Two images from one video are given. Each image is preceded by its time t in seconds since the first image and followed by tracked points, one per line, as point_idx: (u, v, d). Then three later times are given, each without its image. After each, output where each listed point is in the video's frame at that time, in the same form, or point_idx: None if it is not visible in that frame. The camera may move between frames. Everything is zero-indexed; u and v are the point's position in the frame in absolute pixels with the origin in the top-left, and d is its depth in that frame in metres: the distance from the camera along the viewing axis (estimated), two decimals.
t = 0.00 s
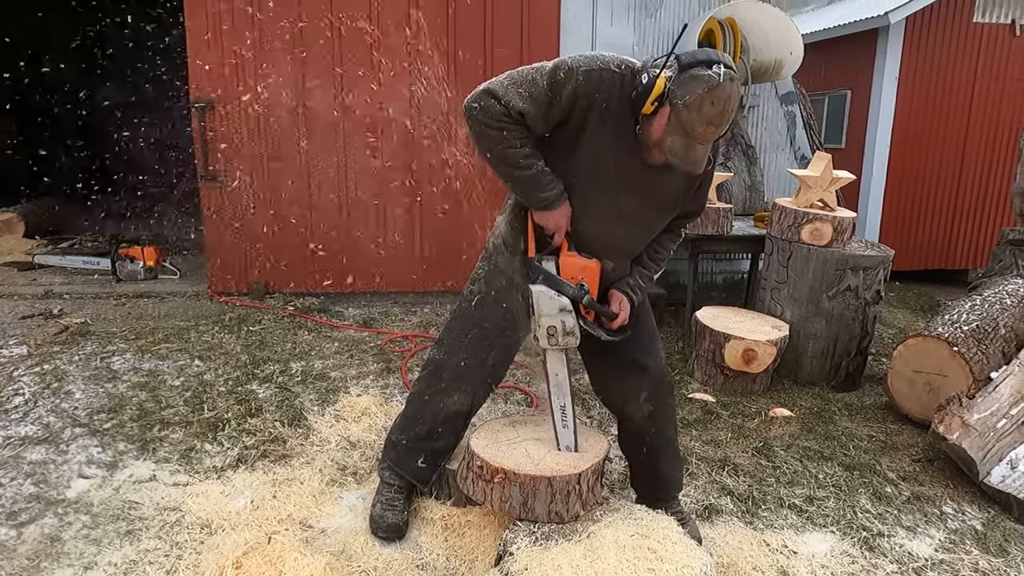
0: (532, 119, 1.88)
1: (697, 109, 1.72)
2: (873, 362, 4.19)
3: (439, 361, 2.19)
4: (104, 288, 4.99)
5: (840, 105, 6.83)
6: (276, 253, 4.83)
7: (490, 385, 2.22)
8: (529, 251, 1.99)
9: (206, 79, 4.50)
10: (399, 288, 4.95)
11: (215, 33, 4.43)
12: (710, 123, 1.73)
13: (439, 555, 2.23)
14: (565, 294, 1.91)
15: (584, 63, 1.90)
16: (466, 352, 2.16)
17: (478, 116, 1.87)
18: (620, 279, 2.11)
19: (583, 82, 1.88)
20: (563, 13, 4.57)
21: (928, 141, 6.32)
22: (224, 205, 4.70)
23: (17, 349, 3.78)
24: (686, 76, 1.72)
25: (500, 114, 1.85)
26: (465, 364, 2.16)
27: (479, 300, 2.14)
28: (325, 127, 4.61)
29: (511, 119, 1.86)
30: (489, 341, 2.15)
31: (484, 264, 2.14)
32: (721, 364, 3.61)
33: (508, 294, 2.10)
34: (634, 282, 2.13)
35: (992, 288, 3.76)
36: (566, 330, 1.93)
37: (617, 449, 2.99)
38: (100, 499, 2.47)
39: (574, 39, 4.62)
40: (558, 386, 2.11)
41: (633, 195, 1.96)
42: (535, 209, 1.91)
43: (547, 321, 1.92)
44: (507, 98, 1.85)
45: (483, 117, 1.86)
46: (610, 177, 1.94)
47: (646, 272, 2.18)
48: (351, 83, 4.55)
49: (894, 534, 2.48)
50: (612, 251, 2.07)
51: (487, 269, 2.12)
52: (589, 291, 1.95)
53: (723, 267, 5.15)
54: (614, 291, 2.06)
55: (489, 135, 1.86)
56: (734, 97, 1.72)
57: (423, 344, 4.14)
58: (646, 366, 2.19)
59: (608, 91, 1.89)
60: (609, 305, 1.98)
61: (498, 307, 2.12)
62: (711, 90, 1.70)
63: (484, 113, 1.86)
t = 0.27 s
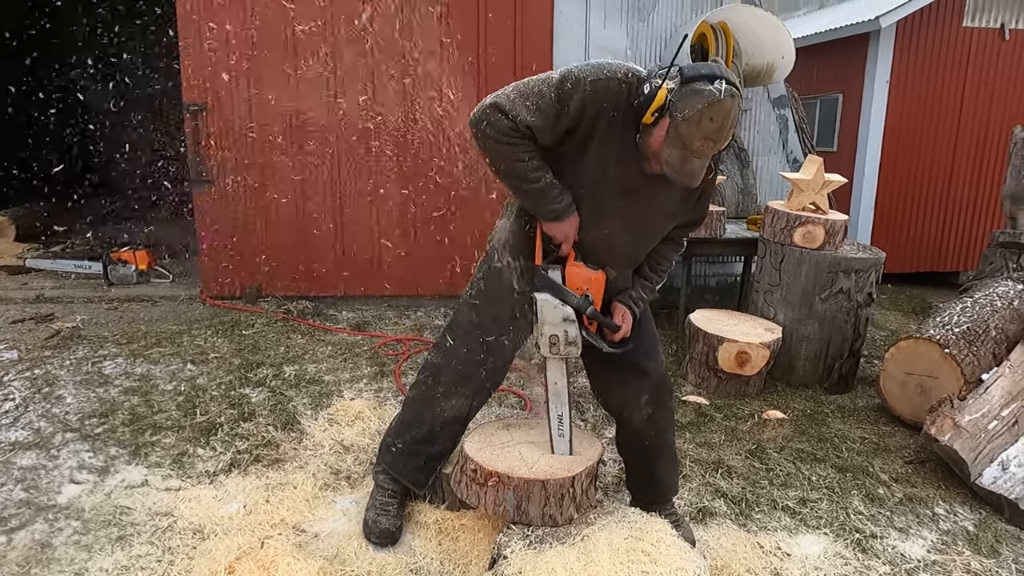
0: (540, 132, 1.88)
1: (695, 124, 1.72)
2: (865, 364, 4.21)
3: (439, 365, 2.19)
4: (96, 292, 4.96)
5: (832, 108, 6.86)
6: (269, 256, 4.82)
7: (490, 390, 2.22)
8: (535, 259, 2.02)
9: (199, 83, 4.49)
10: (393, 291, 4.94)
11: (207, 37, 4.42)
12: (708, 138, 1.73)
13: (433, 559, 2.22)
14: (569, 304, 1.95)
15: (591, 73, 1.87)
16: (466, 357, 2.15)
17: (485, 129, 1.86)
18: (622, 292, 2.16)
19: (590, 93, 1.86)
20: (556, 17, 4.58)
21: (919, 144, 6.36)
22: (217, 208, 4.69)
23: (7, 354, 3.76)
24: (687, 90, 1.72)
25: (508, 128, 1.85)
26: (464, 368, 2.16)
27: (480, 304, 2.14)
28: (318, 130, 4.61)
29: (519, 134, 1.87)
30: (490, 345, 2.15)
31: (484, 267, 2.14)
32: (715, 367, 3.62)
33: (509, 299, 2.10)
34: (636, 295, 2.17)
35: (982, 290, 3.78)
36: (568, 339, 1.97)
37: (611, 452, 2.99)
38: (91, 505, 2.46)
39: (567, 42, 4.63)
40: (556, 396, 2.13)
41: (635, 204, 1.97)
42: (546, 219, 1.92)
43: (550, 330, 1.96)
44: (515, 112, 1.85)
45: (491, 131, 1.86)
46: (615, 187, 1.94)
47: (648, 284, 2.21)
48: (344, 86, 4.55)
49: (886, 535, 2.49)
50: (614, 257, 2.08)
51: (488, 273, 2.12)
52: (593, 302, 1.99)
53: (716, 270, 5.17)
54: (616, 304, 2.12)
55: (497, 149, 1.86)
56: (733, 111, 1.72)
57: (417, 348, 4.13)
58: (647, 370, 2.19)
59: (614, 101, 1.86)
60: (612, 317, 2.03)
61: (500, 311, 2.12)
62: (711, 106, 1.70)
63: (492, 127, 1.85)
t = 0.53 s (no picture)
0: (547, 142, 1.86)
1: (696, 132, 1.74)
2: (858, 365, 4.23)
3: (436, 368, 2.18)
4: (89, 295, 4.94)
5: (825, 111, 6.90)
6: (263, 259, 4.81)
7: (487, 394, 2.21)
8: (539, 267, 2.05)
9: (193, 85, 4.48)
10: (388, 294, 4.94)
11: (201, 39, 4.41)
12: (708, 146, 1.75)
13: (427, 561, 2.22)
14: (570, 314, 1.99)
15: (596, 81, 1.87)
16: (464, 360, 2.15)
17: (491, 141, 1.84)
18: (623, 303, 2.16)
19: (597, 100, 1.86)
20: (550, 20, 4.59)
21: (911, 147, 6.40)
22: (211, 211, 4.68)
23: None
24: (690, 98, 1.73)
25: (514, 140, 1.83)
26: (462, 371, 2.15)
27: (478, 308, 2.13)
28: (313, 133, 4.61)
29: (525, 145, 1.84)
30: (488, 349, 2.14)
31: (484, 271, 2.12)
32: (709, 369, 3.63)
33: (506, 304, 2.09)
34: (637, 306, 2.17)
35: (974, 291, 3.80)
36: (567, 348, 2.03)
37: (605, 454, 2.99)
38: (84, 509, 2.45)
39: (561, 45, 4.64)
40: (553, 403, 2.16)
41: (638, 211, 1.97)
42: (550, 230, 1.91)
43: (550, 338, 2.02)
44: (521, 123, 1.83)
45: (497, 142, 1.84)
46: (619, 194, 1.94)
47: (649, 295, 2.20)
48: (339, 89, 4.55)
49: (879, 536, 2.50)
50: (615, 264, 2.08)
51: (486, 278, 2.11)
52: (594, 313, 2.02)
53: (710, 272, 5.19)
54: (616, 316, 2.12)
55: (503, 160, 1.84)
56: (735, 120, 1.73)
57: (412, 351, 4.13)
58: (648, 373, 2.18)
59: (619, 108, 1.87)
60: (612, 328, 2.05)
61: (498, 315, 2.11)
62: (712, 114, 1.71)
63: (497, 139, 1.83)
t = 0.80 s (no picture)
0: (546, 151, 1.86)
1: (690, 140, 1.73)
2: (850, 367, 4.25)
3: (430, 373, 2.18)
4: (79, 299, 4.91)
5: (815, 115, 6.94)
6: (255, 263, 4.79)
7: (480, 400, 2.21)
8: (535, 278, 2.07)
9: (184, 89, 4.46)
10: (380, 298, 4.93)
11: (192, 43, 4.40)
12: (703, 154, 1.75)
13: (420, 566, 2.21)
14: (566, 324, 2.01)
15: (593, 88, 1.87)
16: (458, 365, 2.15)
17: (490, 152, 1.85)
18: (617, 313, 2.17)
19: (594, 108, 1.86)
20: (543, 24, 4.60)
21: (901, 150, 6.45)
22: (204, 215, 4.67)
23: None
24: (684, 106, 1.73)
25: (513, 152, 1.83)
26: (455, 376, 2.16)
27: (471, 312, 2.13)
28: (306, 137, 4.60)
29: (524, 156, 1.85)
30: (482, 353, 2.14)
31: (478, 276, 2.12)
32: (701, 372, 3.64)
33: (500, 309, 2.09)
34: (633, 317, 2.18)
35: (964, 294, 3.83)
36: (562, 359, 2.03)
37: (598, 457, 3.00)
38: (73, 515, 2.43)
39: (554, 49, 4.65)
40: (547, 410, 2.16)
41: (632, 218, 1.98)
42: (550, 241, 1.92)
43: (545, 349, 2.02)
44: (520, 134, 1.83)
45: (496, 154, 1.84)
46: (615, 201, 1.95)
47: (643, 305, 2.21)
48: (331, 93, 4.55)
49: (871, 538, 2.51)
50: (611, 269, 2.09)
51: (480, 283, 2.11)
52: (589, 323, 2.04)
53: (702, 275, 5.21)
54: (611, 328, 2.13)
55: (501, 172, 1.85)
56: (729, 129, 1.73)
57: (404, 354, 4.12)
58: (643, 378, 2.19)
59: (616, 116, 1.87)
60: (607, 339, 2.07)
61: (492, 320, 2.11)
62: (707, 123, 1.71)
63: (496, 151, 1.84)
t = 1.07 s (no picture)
0: (542, 159, 1.86)
1: (682, 146, 1.74)
2: (840, 370, 4.27)
3: (422, 377, 2.18)
4: (69, 304, 4.88)
5: (805, 119, 6.98)
6: (246, 267, 4.77)
7: (473, 404, 2.22)
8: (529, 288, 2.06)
9: (175, 92, 4.45)
10: (373, 302, 4.92)
11: (184, 46, 4.39)
12: (694, 161, 1.76)
13: (412, 571, 2.21)
14: (560, 333, 1.99)
15: (587, 94, 1.86)
16: (450, 369, 2.15)
17: (486, 162, 1.85)
18: (611, 322, 2.18)
19: (589, 114, 1.85)
20: (535, 27, 4.61)
21: (890, 154, 6.50)
22: (194, 220, 4.65)
23: None
24: (676, 112, 1.74)
25: (509, 162, 1.83)
26: (447, 380, 2.16)
27: (463, 317, 2.14)
28: (298, 140, 4.60)
29: (521, 165, 1.85)
30: (474, 358, 2.15)
31: (471, 281, 2.13)
32: (693, 375, 3.65)
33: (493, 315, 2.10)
34: (627, 326, 2.18)
35: (952, 296, 3.87)
36: (556, 369, 2.02)
37: (590, 461, 3.00)
38: (62, 522, 2.41)
39: (545, 53, 4.66)
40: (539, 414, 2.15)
41: (627, 223, 1.99)
42: (544, 251, 1.92)
43: (539, 358, 2.01)
44: (516, 143, 1.83)
45: (492, 164, 1.84)
46: (609, 206, 1.96)
47: (636, 315, 2.21)
48: (323, 97, 4.55)
49: (861, 539, 2.53)
50: (605, 275, 2.10)
51: (473, 287, 2.12)
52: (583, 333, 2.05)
53: (694, 278, 5.24)
54: (605, 338, 2.14)
55: (497, 182, 1.85)
56: (720, 135, 1.74)
57: (397, 358, 4.12)
58: (636, 383, 2.19)
59: (610, 122, 1.87)
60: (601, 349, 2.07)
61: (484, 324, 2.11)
62: (699, 129, 1.72)
63: (492, 160, 1.84)
